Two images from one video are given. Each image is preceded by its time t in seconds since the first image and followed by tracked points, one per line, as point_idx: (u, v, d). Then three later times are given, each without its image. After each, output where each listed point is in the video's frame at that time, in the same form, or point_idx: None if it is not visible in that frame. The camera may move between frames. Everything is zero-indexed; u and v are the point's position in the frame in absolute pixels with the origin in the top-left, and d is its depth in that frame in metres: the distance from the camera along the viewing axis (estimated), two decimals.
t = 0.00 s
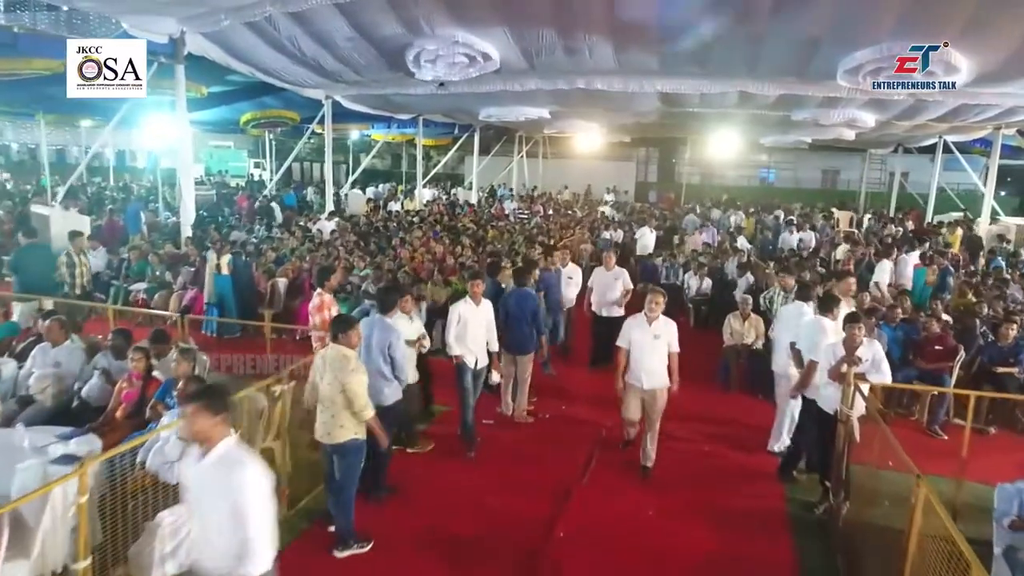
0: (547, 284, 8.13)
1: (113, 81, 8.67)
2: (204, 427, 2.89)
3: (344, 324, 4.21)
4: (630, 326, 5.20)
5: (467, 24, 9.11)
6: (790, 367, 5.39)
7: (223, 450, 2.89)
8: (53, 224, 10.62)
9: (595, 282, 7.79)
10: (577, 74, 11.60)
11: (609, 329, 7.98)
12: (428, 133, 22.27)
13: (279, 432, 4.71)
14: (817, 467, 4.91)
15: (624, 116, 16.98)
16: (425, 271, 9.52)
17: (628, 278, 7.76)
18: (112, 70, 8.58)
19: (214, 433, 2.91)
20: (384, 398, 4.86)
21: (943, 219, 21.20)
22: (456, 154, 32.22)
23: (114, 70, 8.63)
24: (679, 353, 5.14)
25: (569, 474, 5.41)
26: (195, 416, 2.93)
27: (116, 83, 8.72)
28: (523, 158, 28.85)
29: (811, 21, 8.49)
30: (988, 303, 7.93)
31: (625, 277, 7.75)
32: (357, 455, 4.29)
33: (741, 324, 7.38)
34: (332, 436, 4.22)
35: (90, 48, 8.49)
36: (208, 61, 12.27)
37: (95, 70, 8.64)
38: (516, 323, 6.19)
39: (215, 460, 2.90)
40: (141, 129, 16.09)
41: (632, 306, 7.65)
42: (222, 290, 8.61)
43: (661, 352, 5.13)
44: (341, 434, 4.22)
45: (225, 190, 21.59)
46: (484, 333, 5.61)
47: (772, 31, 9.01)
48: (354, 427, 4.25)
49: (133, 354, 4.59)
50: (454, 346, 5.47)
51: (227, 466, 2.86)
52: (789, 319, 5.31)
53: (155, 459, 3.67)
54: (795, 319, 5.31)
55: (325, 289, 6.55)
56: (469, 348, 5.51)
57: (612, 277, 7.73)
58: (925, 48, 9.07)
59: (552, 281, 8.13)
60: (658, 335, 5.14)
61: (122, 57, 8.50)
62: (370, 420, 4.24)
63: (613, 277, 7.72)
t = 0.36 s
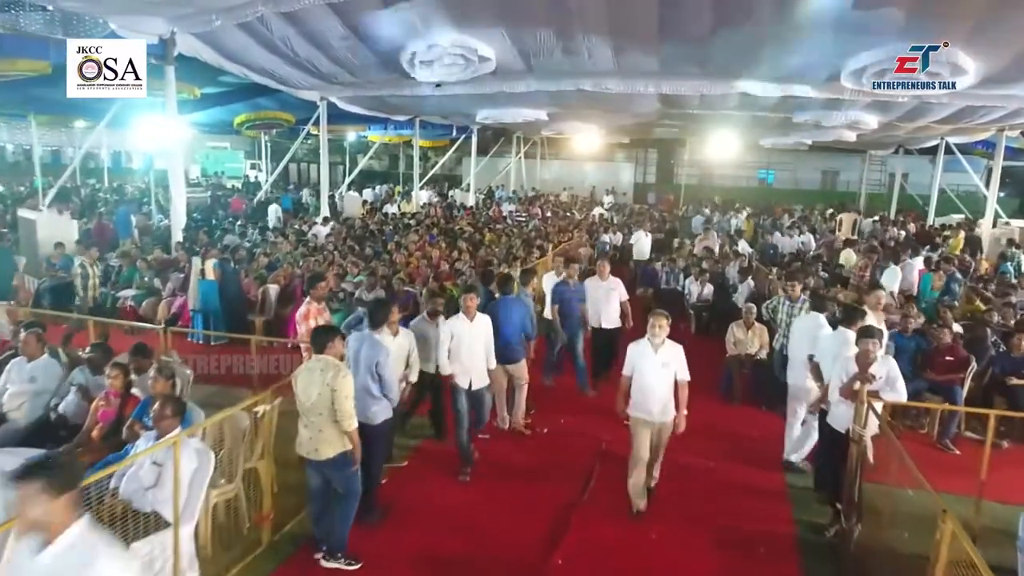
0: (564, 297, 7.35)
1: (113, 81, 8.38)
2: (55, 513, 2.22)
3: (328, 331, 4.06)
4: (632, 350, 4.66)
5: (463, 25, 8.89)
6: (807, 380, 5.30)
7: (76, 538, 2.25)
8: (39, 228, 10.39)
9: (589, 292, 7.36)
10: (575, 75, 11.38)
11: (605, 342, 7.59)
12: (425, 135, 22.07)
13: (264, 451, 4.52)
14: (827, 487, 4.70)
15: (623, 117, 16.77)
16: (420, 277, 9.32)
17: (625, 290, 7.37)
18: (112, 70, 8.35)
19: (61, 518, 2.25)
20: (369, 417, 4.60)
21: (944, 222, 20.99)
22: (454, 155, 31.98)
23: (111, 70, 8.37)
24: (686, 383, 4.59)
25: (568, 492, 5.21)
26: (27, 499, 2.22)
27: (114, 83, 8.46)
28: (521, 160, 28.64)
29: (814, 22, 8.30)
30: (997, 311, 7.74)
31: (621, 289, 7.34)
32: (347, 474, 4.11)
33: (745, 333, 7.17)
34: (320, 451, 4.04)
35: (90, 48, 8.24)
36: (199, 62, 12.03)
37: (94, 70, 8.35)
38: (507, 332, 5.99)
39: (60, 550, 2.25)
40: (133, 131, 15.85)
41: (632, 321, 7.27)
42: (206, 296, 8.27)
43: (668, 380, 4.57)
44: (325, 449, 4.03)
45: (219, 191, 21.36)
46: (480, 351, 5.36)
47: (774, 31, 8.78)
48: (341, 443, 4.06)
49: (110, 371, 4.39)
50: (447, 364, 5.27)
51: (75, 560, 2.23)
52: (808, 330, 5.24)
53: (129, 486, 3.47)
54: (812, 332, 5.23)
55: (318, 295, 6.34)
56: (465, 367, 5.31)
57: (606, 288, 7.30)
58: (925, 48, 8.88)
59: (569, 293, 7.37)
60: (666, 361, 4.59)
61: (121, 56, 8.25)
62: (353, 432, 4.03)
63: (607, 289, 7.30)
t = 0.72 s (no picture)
0: (586, 302, 6.84)
1: (114, 82, 7.98)
2: None
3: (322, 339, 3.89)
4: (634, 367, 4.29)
5: (460, 23, 8.67)
6: (828, 392, 5.09)
7: None
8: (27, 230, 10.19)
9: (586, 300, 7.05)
10: (574, 74, 11.17)
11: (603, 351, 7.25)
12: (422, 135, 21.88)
13: (249, 464, 4.32)
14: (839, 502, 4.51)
15: (622, 117, 16.59)
16: (416, 280, 9.13)
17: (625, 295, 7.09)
18: (112, 70, 7.98)
19: None
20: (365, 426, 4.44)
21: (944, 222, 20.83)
22: (451, 155, 31.79)
23: (112, 70, 7.98)
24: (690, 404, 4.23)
25: (567, 507, 5.02)
26: None
27: (114, 84, 8.06)
28: (519, 160, 28.46)
29: (818, 21, 8.11)
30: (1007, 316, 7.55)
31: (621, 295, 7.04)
32: (337, 488, 3.89)
33: (750, 339, 6.98)
34: (306, 466, 3.81)
35: (91, 48, 7.88)
36: (191, 60, 11.81)
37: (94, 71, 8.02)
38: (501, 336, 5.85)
39: None
40: (125, 131, 15.63)
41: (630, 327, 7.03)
42: (192, 300, 8.00)
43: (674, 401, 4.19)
44: (312, 464, 3.80)
45: (214, 192, 21.18)
46: (473, 364, 4.95)
47: (777, 30, 8.58)
48: (330, 457, 3.83)
49: (86, 382, 4.17)
50: (439, 377, 4.92)
51: None
52: (825, 342, 5.01)
53: (100, 508, 3.29)
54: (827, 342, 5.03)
55: (310, 303, 6.24)
56: (455, 381, 4.92)
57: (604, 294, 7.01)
58: (924, 48, 8.72)
59: (593, 299, 6.85)
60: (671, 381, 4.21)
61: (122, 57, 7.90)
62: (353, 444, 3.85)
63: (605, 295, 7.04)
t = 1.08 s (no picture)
0: (617, 318, 6.19)
1: (114, 81, 7.89)
2: None
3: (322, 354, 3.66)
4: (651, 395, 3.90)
5: (456, 20, 8.43)
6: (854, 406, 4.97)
7: None
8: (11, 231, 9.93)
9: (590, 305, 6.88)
10: (574, 74, 10.94)
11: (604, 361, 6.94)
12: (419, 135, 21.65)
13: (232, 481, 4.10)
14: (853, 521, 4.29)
15: (622, 117, 16.39)
16: (412, 282, 8.91)
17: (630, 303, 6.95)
18: (112, 70, 7.84)
19: None
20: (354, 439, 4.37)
21: (947, 223, 20.64)
22: (450, 155, 31.58)
23: (112, 70, 7.87)
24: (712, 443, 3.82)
25: (567, 523, 4.82)
26: None
27: (115, 84, 7.96)
28: (517, 160, 28.21)
29: (822, 19, 7.88)
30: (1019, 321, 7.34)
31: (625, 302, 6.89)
32: (331, 515, 3.65)
33: (756, 345, 6.74)
34: (300, 490, 3.61)
35: (91, 48, 7.73)
36: (182, 58, 11.56)
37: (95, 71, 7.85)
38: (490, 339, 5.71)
39: None
40: (116, 130, 15.37)
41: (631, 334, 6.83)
42: (180, 305, 7.82)
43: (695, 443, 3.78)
44: (308, 489, 3.60)
45: (208, 191, 20.94)
46: (468, 379, 4.46)
47: (781, 27, 8.33)
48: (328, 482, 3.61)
49: (57, 396, 3.98)
50: (434, 393, 4.50)
51: None
52: (854, 353, 5.02)
53: (67, 534, 3.09)
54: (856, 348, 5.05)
55: (295, 309, 5.55)
56: (450, 398, 4.46)
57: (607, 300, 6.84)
58: (925, 48, 8.54)
59: (625, 314, 6.19)
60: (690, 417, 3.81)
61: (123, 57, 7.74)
62: (340, 476, 3.56)
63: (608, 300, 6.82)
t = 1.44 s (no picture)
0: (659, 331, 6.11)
1: (114, 82, 7.48)
2: None
3: (307, 375, 3.36)
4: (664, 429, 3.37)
5: (455, 16, 8.18)
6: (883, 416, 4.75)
7: None
8: None
9: (595, 316, 6.51)
10: (575, 72, 10.70)
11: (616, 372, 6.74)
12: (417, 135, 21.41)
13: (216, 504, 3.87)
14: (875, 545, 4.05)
15: (622, 117, 16.15)
16: (409, 285, 8.68)
17: (635, 312, 6.50)
18: (112, 70, 7.39)
19: None
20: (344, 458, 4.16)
21: (951, 224, 20.42)
22: (448, 156, 31.31)
23: (113, 70, 7.44)
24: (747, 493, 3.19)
25: (570, 549, 4.57)
26: None
27: (115, 84, 7.53)
28: (516, 160, 27.96)
29: (830, 15, 7.64)
30: None
31: (630, 312, 6.45)
32: (324, 542, 3.43)
33: (766, 352, 6.48)
34: (292, 519, 3.37)
35: (91, 47, 7.30)
36: (173, 56, 11.30)
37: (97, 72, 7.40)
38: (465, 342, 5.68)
39: None
40: (109, 129, 15.11)
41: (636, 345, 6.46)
42: (168, 310, 7.61)
43: (719, 484, 3.26)
44: (299, 518, 3.35)
45: (204, 192, 20.69)
46: (472, 404, 4.08)
47: (788, 24, 8.10)
48: (320, 509, 3.38)
49: (26, 414, 3.72)
50: (435, 415, 4.15)
51: None
52: (886, 361, 4.71)
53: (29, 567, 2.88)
54: (892, 360, 4.70)
55: (271, 316, 5.11)
56: (451, 423, 4.11)
57: (610, 310, 6.43)
58: (925, 48, 8.33)
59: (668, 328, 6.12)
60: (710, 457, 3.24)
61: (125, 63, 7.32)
62: (336, 504, 3.35)
63: (611, 312, 6.40)
